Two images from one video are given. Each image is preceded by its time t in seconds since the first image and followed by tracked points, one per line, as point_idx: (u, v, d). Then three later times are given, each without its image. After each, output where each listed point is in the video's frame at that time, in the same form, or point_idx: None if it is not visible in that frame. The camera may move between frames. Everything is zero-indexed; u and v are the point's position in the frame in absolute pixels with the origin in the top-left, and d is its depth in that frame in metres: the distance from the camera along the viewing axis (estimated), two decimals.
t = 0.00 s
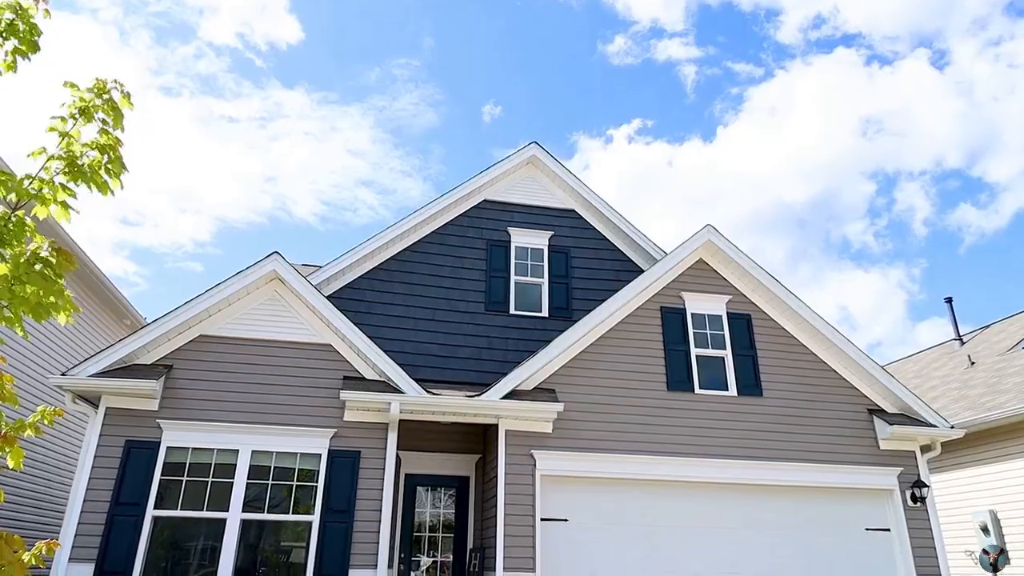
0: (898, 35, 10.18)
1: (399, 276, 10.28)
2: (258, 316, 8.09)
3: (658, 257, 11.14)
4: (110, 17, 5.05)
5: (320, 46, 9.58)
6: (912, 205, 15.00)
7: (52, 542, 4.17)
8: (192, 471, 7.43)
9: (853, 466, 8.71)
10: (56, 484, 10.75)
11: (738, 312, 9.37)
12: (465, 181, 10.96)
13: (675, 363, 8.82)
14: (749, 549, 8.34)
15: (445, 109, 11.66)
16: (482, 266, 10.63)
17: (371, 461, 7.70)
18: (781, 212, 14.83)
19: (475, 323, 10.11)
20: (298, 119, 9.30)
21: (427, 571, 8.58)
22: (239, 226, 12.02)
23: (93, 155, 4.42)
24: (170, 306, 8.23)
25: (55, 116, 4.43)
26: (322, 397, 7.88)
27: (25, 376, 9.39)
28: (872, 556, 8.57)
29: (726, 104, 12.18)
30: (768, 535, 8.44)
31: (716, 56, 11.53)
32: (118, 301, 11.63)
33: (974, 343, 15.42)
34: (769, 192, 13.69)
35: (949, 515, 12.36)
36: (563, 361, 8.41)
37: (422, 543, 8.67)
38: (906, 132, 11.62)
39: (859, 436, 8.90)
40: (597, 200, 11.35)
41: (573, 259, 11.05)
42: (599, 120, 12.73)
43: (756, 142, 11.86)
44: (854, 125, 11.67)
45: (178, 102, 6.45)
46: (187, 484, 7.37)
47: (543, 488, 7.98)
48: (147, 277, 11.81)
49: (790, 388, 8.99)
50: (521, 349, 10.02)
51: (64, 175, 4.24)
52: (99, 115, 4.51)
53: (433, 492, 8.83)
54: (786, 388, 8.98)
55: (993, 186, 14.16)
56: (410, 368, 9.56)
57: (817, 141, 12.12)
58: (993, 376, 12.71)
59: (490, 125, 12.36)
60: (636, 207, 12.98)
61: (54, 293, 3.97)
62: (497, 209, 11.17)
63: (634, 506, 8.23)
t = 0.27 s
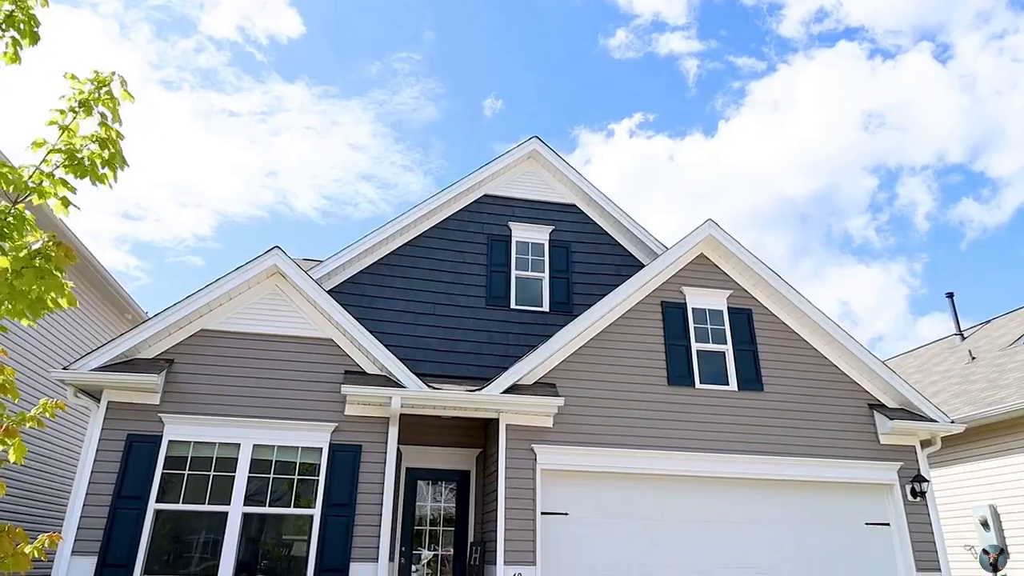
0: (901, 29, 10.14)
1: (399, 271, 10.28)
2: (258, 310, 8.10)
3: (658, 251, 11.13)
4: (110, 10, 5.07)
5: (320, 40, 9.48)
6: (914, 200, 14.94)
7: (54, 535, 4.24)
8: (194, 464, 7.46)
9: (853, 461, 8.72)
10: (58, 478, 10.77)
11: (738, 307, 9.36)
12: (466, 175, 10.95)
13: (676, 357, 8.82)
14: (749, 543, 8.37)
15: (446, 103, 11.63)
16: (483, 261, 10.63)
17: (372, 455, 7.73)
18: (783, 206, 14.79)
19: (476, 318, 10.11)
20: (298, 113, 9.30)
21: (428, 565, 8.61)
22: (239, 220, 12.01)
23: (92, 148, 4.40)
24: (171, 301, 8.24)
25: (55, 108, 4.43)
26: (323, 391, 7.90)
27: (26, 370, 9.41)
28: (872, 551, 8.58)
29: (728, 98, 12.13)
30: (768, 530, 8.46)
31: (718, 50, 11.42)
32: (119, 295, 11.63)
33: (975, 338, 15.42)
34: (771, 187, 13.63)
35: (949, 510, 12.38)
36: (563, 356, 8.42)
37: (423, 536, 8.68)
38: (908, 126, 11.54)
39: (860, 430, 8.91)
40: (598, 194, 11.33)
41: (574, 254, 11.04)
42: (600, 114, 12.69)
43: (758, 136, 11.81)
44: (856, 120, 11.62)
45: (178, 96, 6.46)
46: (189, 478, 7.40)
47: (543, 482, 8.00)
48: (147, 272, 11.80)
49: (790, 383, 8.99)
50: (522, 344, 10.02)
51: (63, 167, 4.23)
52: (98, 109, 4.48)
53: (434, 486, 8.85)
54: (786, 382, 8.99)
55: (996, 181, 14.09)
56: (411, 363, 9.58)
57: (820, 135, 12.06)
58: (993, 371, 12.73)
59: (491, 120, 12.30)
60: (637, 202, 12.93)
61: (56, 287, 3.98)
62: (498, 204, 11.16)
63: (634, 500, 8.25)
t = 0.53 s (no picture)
0: (905, 17, 10.01)
1: (401, 261, 10.28)
2: (259, 300, 8.11)
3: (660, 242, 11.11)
4: None
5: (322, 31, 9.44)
6: (917, 190, 14.86)
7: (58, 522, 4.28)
8: (197, 453, 7.50)
9: (853, 451, 8.75)
10: (62, 467, 10.83)
11: (740, 298, 9.36)
12: (468, 165, 10.95)
13: (677, 347, 8.84)
14: (748, 532, 8.41)
15: (447, 92, 11.58)
16: (485, 251, 10.63)
17: (373, 444, 7.77)
18: (785, 196, 14.74)
19: (478, 308, 10.13)
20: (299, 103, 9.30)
21: (430, 553, 8.60)
22: (241, 210, 11.99)
23: (92, 137, 4.40)
24: (173, 291, 8.25)
25: (55, 98, 4.43)
26: (325, 381, 7.93)
27: (29, 360, 9.45)
28: (872, 540, 8.63)
29: (730, 87, 12.08)
30: (768, 518, 8.51)
31: (721, 39, 11.31)
32: (120, 285, 11.64)
33: (976, 328, 15.42)
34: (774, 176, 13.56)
35: (948, 499, 12.43)
36: (564, 346, 8.43)
37: (425, 525, 8.71)
38: (911, 116, 11.47)
39: (860, 420, 8.93)
40: (599, 184, 11.31)
41: (575, 244, 11.03)
42: (601, 104, 12.64)
43: (760, 126, 11.72)
44: (859, 109, 11.54)
45: (178, 85, 6.43)
46: (192, 467, 7.44)
47: (544, 472, 8.04)
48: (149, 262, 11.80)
49: (791, 373, 9.01)
50: (523, 334, 10.04)
51: (63, 157, 4.25)
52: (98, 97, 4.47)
53: (436, 475, 8.89)
54: (787, 373, 9.00)
55: (999, 171, 13.97)
56: (413, 353, 9.60)
57: (824, 126, 11.97)
58: (993, 362, 12.74)
59: (494, 109, 12.23)
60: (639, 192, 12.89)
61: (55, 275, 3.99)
62: (500, 194, 11.15)
63: (635, 489, 8.29)
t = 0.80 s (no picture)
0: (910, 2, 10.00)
1: (402, 250, 10.28)
2: (260, 290, 8.11)
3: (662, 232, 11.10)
4: None
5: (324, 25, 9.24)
6: (920, 179, 14.76)
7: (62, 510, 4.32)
8: (199, 442, 7.53)
9: (853, 440, 8.78)
10: (65, 455, 10.88)
11: (741, 287, 9.34)
12: (469, 155, 10.91)
13: (678, 337, 8.85)
14: (748, 520, 8.45)
15: (449, 81, 11.52)
16: (486, 241, 10.62)
17: (375, 433, 7.80)
18: (787, 184, 14.69)
19: (479, 298, 10.13)
20: (300, 92, 9.32)
21: (431, 541, 8.64)
22: (242, 199, 11.97)
23: (95, 128, 4.41)
24: (175, 281, 8.27)
25: (56, 87, 4.41)
26: (327, 370, 7.95)
27: (31, 349, 9.47)
28: (872, 528, 8.67)
29: (734, 76, 12.01)
30: (768, 507, 8.55)
31: (724, 27, 11.18)
32: (122, 274, 11.65)
33: (977, 318, 15.42)
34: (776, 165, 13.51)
35: (948, 488, 12.48)
36: (565, 336, 8.44)
37: (427, 513, 8.76)
38: (913, 104, 11.40)
39: (860, 409, 8.96)
40: (600, 174, 11.28)
41: (577, 234, 11.02)
42: (603, 92, 12.59)
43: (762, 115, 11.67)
44: (863, 97, 11.48)
45: (178, 74, 6.39)
46: (195, 456, 7.47)
47: (545, 460, 8.07)
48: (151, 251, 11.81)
49: (792, 362, 9.02)
50: (524, 324, 10.05)
51: (64, 147, 4.24)
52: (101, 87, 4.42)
53: (437, 463, 8.93)
54: (788, 362, 9.01)
55: (1002, 160, 13.86)
56: (415, 342, 9.62)
57: (826, 114, 11.90)
58: (995, 351, 12.74)
59: (495, 97, 12.18)
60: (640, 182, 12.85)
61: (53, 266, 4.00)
62: (501, 183, 11.13)
63: (635, 478, 8.32)
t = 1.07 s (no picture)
0: None
1: (403, 239, 10.28)
2: (262, 279, 8.12)
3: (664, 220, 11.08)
4: None
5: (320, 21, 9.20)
6: (923, 167, 14.65)
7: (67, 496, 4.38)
8: (202, 430, 7.57)
9: (854, 428, 8.80)
10: (69, 443, 10.94)
11: (743, 276, 9.33)
12: (470, 143, 10.87)
13: (679, 326, 8.85)
14: (748, 508, 8.49)
15: (450, 68, 11.47)
16: (487, 230, 10.61)
17: (378, 421, 7.84)
18: (790, 172, 14.62)
19: (481, 286, 10.14)
20: (300, 79, 9.27)
21: (433, 528, 8.70)
22: (243, 188, 11.94)
23: (94, 116, 4.41)
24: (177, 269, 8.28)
25: (56, 75, 4.44)
26: (329, 358, 7.97)
27: (33, 338, 9.48)
28: (872, 516, 8.70)
29: (736, 63, 11.94)
30: (769, 495, 8.58)
31: (727, 13, 11.08)
32: (124, 263, 11.65)
33: (979, 307, 15.40)
34: (778, 153, 13.41)
35: (948, 476, 12.51)
36: (567, 325, 8.45)
37: (429, 500, 8.81)
38: (920, 92, 11.31)
39: (861, 398, 8.97)
40: (602, 162, 11.24)
41: (578, 223, 11.01)
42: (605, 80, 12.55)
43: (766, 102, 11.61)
44: (867, 84, 11.41)
45: (178, 61, 6.33)
46: (198, 444, 7.51)
47: (547, 448, 8.10)
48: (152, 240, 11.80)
49: (794, 351, 9.02)
50: (526, 313, 10.06)
51: (65, 134, 4.27)
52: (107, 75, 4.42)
53: (439, 451, 8.97)
54: (789, 351, 9.02)
55: (1007, 149, 13.71)
56: (416, 331, 9.64)
57: (830, 101, 11.85)
58: (997, 340, 12.74)
59: (496, 85, 12.11)
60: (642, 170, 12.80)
61: (56, 255, 4.00)
62: (503, 172, 11.10)
63: (636, 466, 8.35)
